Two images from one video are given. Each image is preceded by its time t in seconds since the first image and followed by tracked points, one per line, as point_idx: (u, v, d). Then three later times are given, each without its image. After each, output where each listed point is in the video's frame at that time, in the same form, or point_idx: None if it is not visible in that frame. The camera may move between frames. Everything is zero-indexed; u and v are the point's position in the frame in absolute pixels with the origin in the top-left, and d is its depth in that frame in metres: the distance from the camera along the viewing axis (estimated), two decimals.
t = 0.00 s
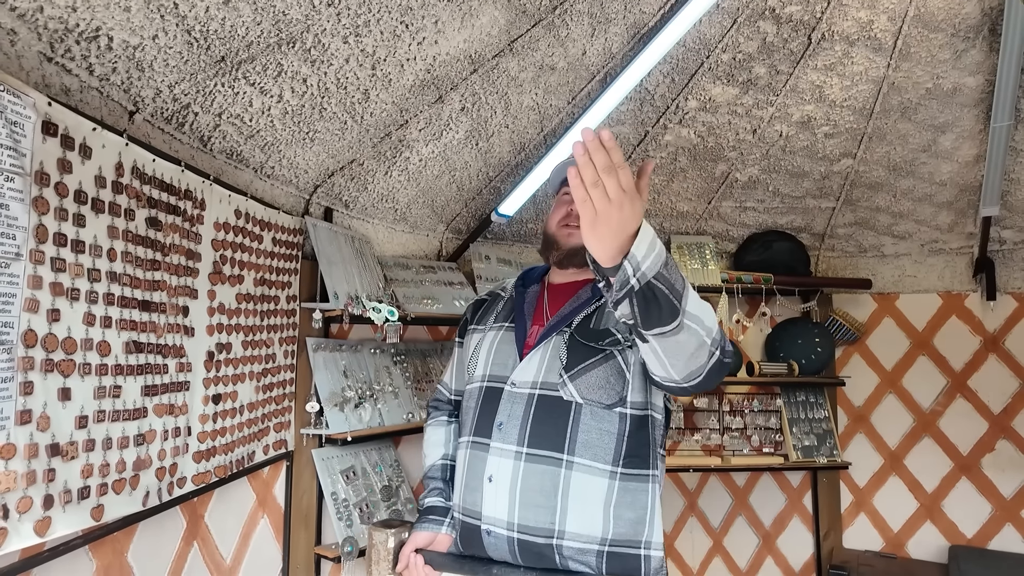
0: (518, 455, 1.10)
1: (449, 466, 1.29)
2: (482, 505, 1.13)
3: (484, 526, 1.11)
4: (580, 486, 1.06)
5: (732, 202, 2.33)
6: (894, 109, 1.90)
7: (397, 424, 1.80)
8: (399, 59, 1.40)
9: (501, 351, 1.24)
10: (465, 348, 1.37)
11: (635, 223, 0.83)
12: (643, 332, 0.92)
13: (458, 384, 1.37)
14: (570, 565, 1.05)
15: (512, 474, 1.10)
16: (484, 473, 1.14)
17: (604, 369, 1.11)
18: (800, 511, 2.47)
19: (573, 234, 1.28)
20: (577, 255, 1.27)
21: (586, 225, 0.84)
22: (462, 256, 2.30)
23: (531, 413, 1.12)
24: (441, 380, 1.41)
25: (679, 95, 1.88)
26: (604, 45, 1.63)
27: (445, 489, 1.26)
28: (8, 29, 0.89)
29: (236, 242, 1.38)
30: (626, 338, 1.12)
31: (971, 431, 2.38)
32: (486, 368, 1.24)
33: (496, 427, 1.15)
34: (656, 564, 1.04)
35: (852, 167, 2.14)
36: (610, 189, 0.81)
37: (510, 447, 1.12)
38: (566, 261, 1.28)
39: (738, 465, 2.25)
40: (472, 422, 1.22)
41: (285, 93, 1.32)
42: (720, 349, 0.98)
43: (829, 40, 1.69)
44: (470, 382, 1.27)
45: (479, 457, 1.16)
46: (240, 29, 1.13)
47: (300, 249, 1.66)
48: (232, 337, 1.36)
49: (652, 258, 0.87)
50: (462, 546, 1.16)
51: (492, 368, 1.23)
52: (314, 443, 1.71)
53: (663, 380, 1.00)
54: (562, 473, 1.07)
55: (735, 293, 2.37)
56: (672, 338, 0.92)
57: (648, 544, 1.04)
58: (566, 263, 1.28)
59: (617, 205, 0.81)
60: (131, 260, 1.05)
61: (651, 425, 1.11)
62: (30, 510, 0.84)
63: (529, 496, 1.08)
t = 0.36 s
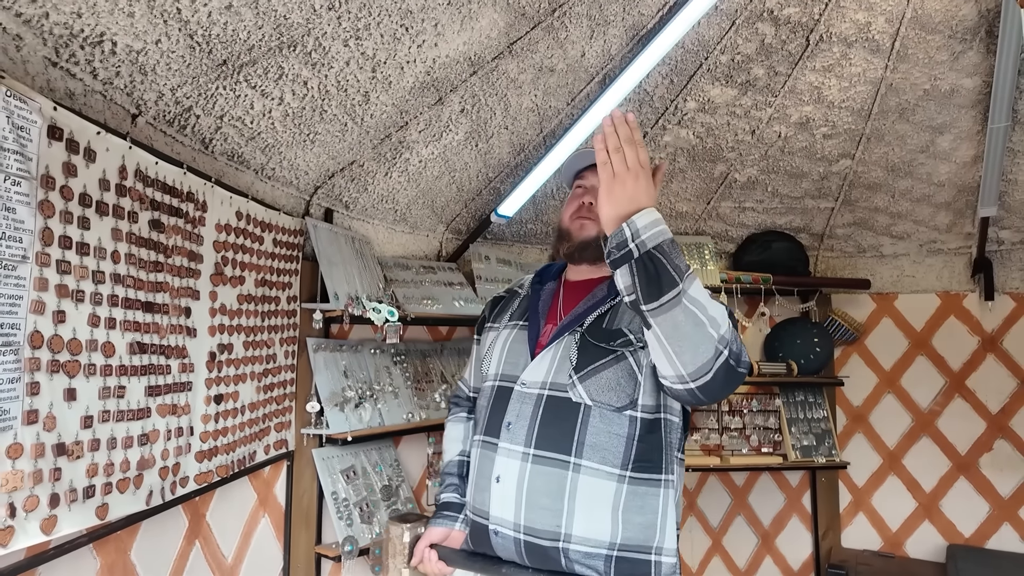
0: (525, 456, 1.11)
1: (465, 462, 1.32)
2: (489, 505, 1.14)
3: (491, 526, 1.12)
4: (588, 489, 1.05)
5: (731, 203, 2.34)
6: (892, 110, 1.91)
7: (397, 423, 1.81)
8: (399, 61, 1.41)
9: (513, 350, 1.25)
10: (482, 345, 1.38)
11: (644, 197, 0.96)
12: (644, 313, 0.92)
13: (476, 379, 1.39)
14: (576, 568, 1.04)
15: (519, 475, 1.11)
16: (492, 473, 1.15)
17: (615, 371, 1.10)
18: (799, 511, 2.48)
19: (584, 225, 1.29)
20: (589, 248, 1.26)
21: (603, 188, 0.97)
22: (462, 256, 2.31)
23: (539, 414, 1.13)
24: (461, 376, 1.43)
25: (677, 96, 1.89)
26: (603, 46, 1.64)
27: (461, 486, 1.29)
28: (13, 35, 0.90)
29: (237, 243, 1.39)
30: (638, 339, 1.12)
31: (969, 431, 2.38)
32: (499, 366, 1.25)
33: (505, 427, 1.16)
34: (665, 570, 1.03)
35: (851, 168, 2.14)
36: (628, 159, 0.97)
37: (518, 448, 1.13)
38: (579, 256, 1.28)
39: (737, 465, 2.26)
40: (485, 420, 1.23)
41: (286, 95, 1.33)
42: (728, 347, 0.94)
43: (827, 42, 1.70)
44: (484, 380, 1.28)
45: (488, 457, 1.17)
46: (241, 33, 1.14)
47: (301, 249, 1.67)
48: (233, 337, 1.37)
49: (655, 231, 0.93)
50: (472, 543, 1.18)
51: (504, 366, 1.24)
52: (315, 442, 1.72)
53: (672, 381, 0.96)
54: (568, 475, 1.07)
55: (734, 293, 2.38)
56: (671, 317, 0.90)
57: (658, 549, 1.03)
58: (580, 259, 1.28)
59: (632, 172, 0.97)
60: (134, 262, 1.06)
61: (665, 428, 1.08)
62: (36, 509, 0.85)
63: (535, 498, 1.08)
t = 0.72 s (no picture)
0: (535, 455, 1.11)
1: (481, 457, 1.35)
2: (499, 504, 1.15)
3: (500, 525, 1.14)
4: (597, 489, 1.05)
5: (730, 203, 2.34)
6: (891, 110, 1.91)
7: (398, 423, 1.82)
8: (399, 62, 1.42)
9: (526, 348, 1.26)
10: (498, 342, 1.39)
11: (615, 187, 0.96)
12: (623, 306, 0.91)
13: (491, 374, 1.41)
14: (585, 569, 1.04)
15: (528, 474, 1.11)
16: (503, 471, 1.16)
17: (624, 369, 1.10)
18: (799, 511, 2.49)
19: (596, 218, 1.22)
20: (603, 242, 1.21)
21: (572, 186, 0.98)
22: (462, 256, 2.31)
23: (548, 414, 1.13)
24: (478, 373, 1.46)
25: (677, 97, 1.90)
26: (603, 47, 1.64)
27: (475, 481, 1.33)
28: (17, 37, 0.90)
29: (238, 243, 1.39)
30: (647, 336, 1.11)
31: (967, 430, 2.39)
32: (511, 364, 1.26)
33: (515, 425, 1.16)
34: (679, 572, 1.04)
35: (849, 168, 2.15)
36: (593, 153, 0.97)
37: (527, 447, 1.13)
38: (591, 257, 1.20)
39: (736, 464, 2.27)
40: (497, 418, 1.24)
41: (286, 96, 1.34)
42: (717, 337, 0.91)
43: (826, 42, 1.71)
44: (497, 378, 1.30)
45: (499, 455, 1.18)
46: (243, 35, 1.15)
47: (301, 249, 1.68)
48: (234, 337, 1.37)
49: (626, 222, 0.92)
50: (482, 539, 1.20)
51: (516, 365, 1.25)
52: (315, 441, 1.73)
53: (663, 376, 0.94)
54: (578, 475, 1.07)
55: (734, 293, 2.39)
56: (646, 309, 0.89)
57: (670, 550, 1.03)
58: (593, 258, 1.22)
59: (598, 165, 0.97)
60: (137, 262, 1.07)
61: (677, 426, 1.08)
62: (40, 506, 0.86)
63: (544, 497, 1.08)
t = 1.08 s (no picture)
0: (538, 454, 1.11)
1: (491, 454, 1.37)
2: (503, 502, 1.15)
3: (504, 523, 1.14)
4: (602, 490, 1.05)
5: (729, 202, 2.34)
6: (891, 109, 1.91)
7: (397, 422, 1.82)
8: (398, 61, 1.41)
9: (535, 347, 1.26)
10: (510, 340, 1.40)
11: (560, 203, 0.79)
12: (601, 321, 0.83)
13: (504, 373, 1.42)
14: (587, 569, 1.05)
15: (532, 473, 1.11)
16: (508, 469, 1.16)
17: (629, 366, 1.08)
18: (799, 510, 2.48)
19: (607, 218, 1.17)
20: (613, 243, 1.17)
21: (512, 216, 0.81)
22: (461, 256, 2.31)
23: (553, 412, 1.12)
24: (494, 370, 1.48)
25: (676, 96, 1.90)
26: (602, 46, 1.64)
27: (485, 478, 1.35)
28: (14, 35, 0.90)
29: (237, 242, 1.39)
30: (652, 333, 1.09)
31: (967, 429, 2.39)
32: (520, 362, 1.27)
33: (522, 423, 1.17)
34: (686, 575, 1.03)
35: (849, 167, 2.15)
36: (522, 171, 0.79)
37: (531, 445, 1.13)
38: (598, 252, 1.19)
39: (736, 463, 2.27)
40: (505, 416, 1.25)
41: (285, 94, 1.34)
42: (701, 327, 0.87)
43: (825, 41, 1.71)
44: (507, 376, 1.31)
45: (506, 454, 1.19)
46: (241, 33, 1.15)
47: (300, 248, 1.68)
48: (233, 336, 1.37)
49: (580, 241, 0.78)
50: (487, 537, 1.20)
51: (524, 362, 1.26)
52: (315, 440, 1.73)
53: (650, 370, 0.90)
54: (582, 475, 1.07)
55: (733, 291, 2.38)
56: (627, 322, 0.81)
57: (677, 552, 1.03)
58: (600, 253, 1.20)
59: (533, 186, 0.78)
60: (134, 261, 1.07)
61: (685, 425, 1.07)
62: (37, 505, 0.86)
63: (547, 496, 1.08)
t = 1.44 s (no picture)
0: (536, 453, 1.11)
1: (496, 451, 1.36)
2: (502, 500, 1.15)
3: (503, 522, 1.14)
4: (600, 491, 1.05)
5: (729, 201, 2.34)
6: (891, 107, 1.91)
7: (397, 420, 1.81)
8: (397, 58, 1.41)
9: (536, 346, 1.26)
10: (514, 338, 1.40)
11: (599, 187, 0.86)
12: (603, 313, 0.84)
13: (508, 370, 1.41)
14: (583, 571, 1.05)
15: (530, 473, 1.11)
16: (507, 468, 1.16)
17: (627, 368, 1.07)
18: (798, 510, 2.48)
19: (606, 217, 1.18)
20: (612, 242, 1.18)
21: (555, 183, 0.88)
22: (461, 254, 2.31)
23: (551, 412, 1.12)
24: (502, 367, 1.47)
25: (676, 94, 1.89)
26: (601, 44, 1.64)
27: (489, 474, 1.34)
28: (11, 31, 0.90)
29: (236, 240, 1.39)
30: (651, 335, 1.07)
31: (967, 428, 2.39)
32: (522, 361, 1.26)
33: (521, 422, 1.16)
34: None
35: (849, 166, 2.15)
36: (578, 147, 0.88)
37: (530, 445, 1.12)
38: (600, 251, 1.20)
39: (736, 462, 2.27)
40: (506, 414, 1.24)
41: (284, 92, 1.33)
42: (703, 343, 0.84)
43: (826, 39, 1.70)
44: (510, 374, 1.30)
45: (505, 452, 1.18)
46: (240, 29, 1.14)
47: (299, 246, 1.67)
48: (232, 334, 1.37)
49: (604, 226, 0.83)
50: (487, 535, 1.21)
51: (525, 361, 1.25)
52: (314, 439, 1.72)
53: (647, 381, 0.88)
54: (579, 476, 1.06)
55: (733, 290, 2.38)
56: (625, 316, 0.81)
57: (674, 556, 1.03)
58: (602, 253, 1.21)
59: (582, 162, 0.87)
60: (132, 258, 1.06)
61: (684, 428, 1.06)
62: (34, 503, 0.86)
63: (544, 497, 1.08)
